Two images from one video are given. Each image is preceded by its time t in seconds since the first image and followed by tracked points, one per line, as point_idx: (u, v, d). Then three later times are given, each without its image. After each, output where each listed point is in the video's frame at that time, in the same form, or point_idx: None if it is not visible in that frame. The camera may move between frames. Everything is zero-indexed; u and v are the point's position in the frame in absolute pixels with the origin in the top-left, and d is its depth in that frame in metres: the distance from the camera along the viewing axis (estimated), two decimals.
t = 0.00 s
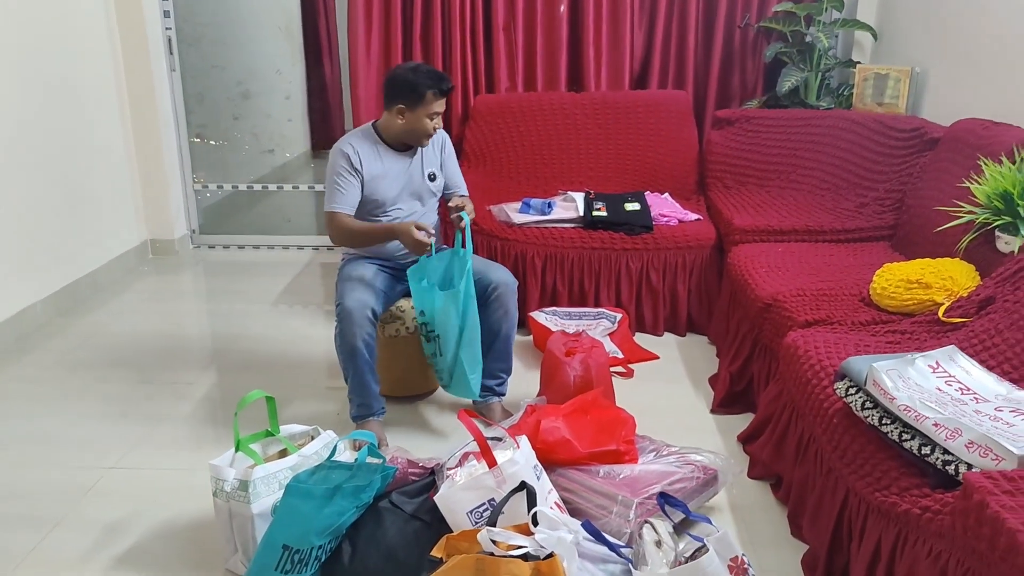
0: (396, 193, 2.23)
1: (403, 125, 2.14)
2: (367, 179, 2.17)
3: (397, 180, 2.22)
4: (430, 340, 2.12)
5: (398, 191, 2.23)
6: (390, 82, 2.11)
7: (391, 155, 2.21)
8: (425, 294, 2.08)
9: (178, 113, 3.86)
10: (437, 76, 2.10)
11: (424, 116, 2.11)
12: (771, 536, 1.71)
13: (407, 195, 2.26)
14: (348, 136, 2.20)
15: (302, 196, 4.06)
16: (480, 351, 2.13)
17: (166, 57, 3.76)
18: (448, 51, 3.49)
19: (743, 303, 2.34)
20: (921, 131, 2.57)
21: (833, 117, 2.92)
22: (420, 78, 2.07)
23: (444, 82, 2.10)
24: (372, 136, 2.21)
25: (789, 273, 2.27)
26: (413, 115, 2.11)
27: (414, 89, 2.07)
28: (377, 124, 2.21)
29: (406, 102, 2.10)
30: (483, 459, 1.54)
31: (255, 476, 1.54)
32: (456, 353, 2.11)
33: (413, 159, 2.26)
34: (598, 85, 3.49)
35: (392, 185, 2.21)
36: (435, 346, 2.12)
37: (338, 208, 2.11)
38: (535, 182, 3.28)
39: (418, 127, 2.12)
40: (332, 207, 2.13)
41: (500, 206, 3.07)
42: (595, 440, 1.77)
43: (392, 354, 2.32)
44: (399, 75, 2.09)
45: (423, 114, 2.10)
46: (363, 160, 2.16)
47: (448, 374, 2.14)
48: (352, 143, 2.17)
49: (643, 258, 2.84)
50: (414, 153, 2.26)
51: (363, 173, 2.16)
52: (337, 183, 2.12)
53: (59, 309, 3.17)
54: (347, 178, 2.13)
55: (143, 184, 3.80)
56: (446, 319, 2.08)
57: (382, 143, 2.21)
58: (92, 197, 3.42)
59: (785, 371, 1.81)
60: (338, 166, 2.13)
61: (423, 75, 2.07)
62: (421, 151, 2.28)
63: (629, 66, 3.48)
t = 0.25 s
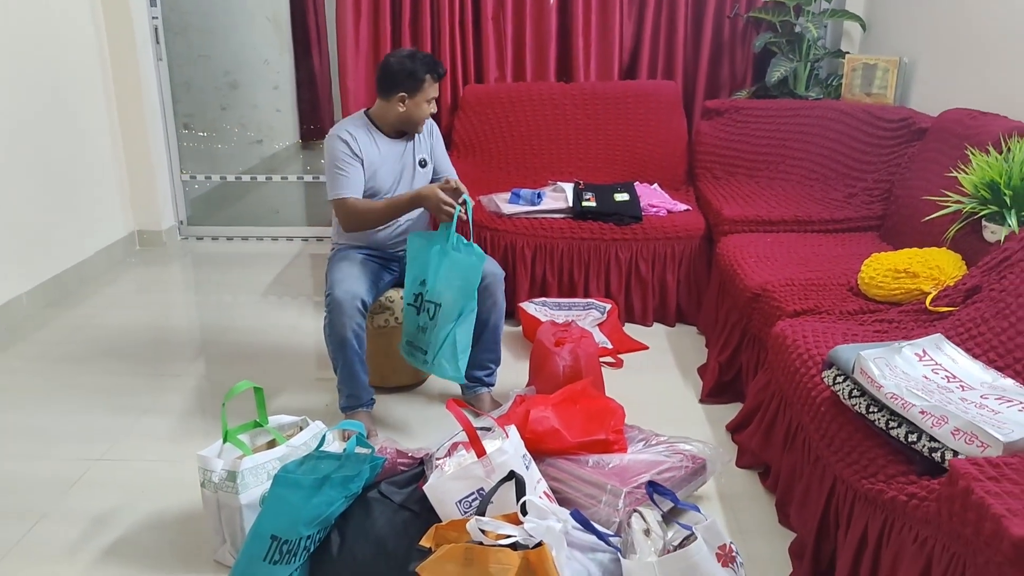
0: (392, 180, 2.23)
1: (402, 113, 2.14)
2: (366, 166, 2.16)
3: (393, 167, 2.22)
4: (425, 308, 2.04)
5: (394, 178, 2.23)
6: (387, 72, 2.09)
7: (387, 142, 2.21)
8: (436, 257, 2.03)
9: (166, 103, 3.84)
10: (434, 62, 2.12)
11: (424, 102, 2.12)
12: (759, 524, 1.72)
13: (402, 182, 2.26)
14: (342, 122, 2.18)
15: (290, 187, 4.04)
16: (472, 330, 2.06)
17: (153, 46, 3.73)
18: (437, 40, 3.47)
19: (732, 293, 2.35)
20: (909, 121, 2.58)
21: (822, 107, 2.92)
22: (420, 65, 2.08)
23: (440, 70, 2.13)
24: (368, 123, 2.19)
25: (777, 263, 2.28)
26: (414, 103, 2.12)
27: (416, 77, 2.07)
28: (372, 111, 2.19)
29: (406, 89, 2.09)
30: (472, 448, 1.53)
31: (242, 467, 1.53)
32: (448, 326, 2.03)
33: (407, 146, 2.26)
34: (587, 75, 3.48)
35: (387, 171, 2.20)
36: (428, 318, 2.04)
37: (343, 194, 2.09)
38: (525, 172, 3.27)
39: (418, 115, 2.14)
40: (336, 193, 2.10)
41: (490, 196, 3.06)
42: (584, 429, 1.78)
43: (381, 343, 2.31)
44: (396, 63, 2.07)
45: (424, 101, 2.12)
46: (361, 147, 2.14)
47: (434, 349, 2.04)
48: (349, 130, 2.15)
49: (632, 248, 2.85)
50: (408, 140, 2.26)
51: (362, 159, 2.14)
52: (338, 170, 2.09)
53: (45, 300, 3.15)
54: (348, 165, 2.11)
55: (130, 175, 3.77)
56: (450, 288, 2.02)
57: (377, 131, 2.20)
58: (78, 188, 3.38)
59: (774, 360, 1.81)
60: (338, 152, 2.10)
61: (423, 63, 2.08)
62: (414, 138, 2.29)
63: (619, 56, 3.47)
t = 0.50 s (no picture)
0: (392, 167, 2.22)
1: (401, 103, 2.14)
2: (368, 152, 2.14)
3: (392, 154, 2.21)
4: (451, 268, 2.03)
5: (394, 166, 2.22)
6: (384, 62, 2.08)
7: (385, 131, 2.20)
8: (456, 216, 2.02)
9: (159, 96, 3.81)
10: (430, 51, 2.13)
11: (422, 91, 2.13)
12: (754, 515, 1.73)
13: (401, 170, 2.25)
14: (338, 113, 2.16)
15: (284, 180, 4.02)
16: (496, 284, 2.08)
17: (146, 38, 3.70)
18: (432, 32, 3.45)
19: (727, 285, 2.35)
20: (904, 113, 2.58)
21: (817, 99, 2.93)
22: (418, 54, 2.09)
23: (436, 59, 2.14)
24: (366, 112, 2.18)
25: (773, 255, 2.28)
26: (413, 92, 2.12)
27: (415, 66, 2.08)
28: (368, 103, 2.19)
29: (407, 78, 2.09)
30: (468, 440, 1.54)
31: (238, 460, 1.53)
32: (476, 283, 2.04)
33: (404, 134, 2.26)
34: (583, 67, 3.47)
35: (386, 159, 2.19)
36: (452, 279, 2.04)
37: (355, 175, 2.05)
38: (520, 164, 3.26)
39: (416, 104, 2.15)
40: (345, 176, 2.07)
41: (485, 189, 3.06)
42: (580, 421, 1.79)
43: (376, 335, 2.31)
44: (394, 53, 2.07)
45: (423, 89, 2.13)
46: (362, 133, 2.13)
47: (464, 307, 2.04)
48: (349, 118, 2.13)
49: (627, 241, 2.85)
50: (404, 129, 2.26)
51: (365, 146, 2.13)
52: (344, 155, 2.07)
53: (39, 294, 3.13)
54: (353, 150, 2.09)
55: (123, 168, 3.75)
56: (475, 245, 2.03)
57: (375, 120, 2.19)
58: (71, 181, 3.36)
59: (769, 351, 1.82)
60: (342, 138, 2.08)
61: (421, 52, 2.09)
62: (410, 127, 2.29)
63: (614, 48, 3.47)
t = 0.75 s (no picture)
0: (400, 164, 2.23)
1: (404, 102, 2.14)
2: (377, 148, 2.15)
3: (400, 151, 2.22)
4: (512, 240, 2.05)
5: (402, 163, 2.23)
6: (386, 61, 2.08)
7: (393, 128, 2.22)
8: (508, 190, 2.04)
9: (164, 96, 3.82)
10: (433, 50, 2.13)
11: (426, 90, 2.13)
12: (758, 513, 1.73)
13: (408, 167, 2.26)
14: (343, 112, 2.17)
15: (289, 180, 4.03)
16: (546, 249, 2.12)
17: (152, 38, 3.71)
18: (436, 31, 3.46)
19: (731, 284, 2.35)
20: (908, 112, 2.58)
21: (822, 98, 2.92)
22: (420, 53, 2.08)
23: (440, 58, 2.13)
24: (373, 110, 2.20)
25: (777, 254, 2.28)
26: (416, 90, 2.12)
27: (417, 65, 2.08)
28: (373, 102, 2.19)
29: (410, 78, 2.10)
30: (473, 439, 1.54)
31: (243, 458, 1.54)
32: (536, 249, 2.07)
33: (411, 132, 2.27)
34: (587, 66, 3.47)
35: (393, 155, 2.20)
36: (516, 251, 2.05)
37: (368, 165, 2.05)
38: (524, 163, 3.26)
39: (420, 102, 2.14)
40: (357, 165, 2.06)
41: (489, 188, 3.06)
42: (584, 420, 1.79)
43: (380, 334, 2.31)
44: (397, 52, 2.07)
45: (426, 88, 2.13)
46: (370, 129, 2.14)
47: (533, 276, 2.05)
48: (356, 114, 2.15)
49: (631, 240, 2.85)
50: (411, 128, 2.27)
51: (373, 141, 2.14)
52: (353, 148, 2.07)
53: (45, 293, 3.15)
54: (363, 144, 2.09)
55: (129, 167, 3.76)
56: (533, 214, 2.06)
57: (382, 118, 2.21)
58: (77, 180, 3.38)
59: (773, 350, 1.81)
60: (351, 132, 2.09)
61: (423, 51, 2.08)
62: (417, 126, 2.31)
63: (618, 47, 3.47)
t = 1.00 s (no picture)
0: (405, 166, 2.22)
1: (414, 102, 2.15)
2: (379, 151, 2.15)
3: (406, 153, 2.22)
4: (568, 236, 2.32)
5: (407, 165, 2.23)
6: (399, 61, 2.10)
7: (400, 129, 2.21)
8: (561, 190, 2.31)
9: (168, 95, 3.82)
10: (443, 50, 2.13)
11: (436, 91, 2.14)
12: (761, 512, 1.73)
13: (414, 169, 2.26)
14: (355, 109, 2.17)
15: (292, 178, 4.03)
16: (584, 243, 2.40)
17: (155, 36, 3.71)
18: (439, 29, 3.46)
19: (734, 283, 2.35)
20: (911, 110, 2.58)
21: (825, 96, 2.92)
22: (430, 53, 2.09)
23: (451, 58, 2.14)
24: (382, 110, 2.19)
25: (779, 253, 2.28)
26: (426, 91, 2.13)
27: (427, 65, 2.09)
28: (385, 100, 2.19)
29: (420, 78, 2.11)
30: (476, 436, 1.54)
31: (247, 455, 1.54)
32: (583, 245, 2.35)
33: (419, 132, 2.26)
34: (589, 64, 3.47)
35: (401, 157, 2.20)
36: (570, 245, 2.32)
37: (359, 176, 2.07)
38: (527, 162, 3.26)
39: (430, 104, 2.15)
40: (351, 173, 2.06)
41: (492, 186, 3.06)
42: (587, 417, 1.79)
43: (385, 332, 2.31)
44: (408, 52, 2.09)
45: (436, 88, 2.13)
46: (375, 132, 2.14)
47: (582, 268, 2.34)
48: (366, 114, 2.15)
49: (634, 238, 2.85)
50: (422, 127, 2.27)
51: (376, 145, 2.14)
52: (353, 154, 2.08)
53: (48, 291, 3.15)
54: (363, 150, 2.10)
55: (132, 165, 3.76)
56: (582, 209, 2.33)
57: (392, 117, 2.21)
58: (80, 178, 3.38)
59: (776, 348, 1.82)
60: (353, 137, 2.09)
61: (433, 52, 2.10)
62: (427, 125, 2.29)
63: (621, 46, 3.47)
